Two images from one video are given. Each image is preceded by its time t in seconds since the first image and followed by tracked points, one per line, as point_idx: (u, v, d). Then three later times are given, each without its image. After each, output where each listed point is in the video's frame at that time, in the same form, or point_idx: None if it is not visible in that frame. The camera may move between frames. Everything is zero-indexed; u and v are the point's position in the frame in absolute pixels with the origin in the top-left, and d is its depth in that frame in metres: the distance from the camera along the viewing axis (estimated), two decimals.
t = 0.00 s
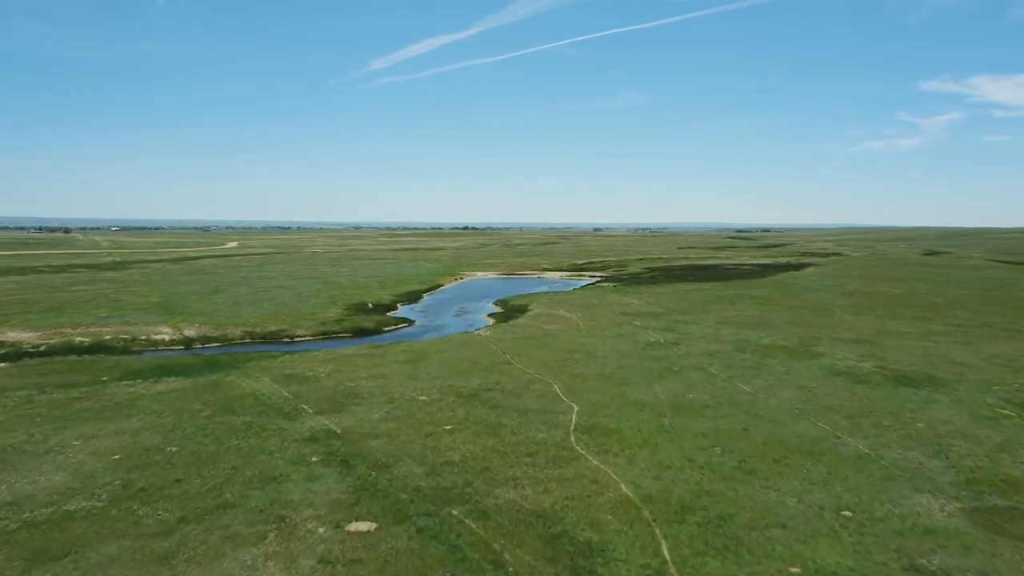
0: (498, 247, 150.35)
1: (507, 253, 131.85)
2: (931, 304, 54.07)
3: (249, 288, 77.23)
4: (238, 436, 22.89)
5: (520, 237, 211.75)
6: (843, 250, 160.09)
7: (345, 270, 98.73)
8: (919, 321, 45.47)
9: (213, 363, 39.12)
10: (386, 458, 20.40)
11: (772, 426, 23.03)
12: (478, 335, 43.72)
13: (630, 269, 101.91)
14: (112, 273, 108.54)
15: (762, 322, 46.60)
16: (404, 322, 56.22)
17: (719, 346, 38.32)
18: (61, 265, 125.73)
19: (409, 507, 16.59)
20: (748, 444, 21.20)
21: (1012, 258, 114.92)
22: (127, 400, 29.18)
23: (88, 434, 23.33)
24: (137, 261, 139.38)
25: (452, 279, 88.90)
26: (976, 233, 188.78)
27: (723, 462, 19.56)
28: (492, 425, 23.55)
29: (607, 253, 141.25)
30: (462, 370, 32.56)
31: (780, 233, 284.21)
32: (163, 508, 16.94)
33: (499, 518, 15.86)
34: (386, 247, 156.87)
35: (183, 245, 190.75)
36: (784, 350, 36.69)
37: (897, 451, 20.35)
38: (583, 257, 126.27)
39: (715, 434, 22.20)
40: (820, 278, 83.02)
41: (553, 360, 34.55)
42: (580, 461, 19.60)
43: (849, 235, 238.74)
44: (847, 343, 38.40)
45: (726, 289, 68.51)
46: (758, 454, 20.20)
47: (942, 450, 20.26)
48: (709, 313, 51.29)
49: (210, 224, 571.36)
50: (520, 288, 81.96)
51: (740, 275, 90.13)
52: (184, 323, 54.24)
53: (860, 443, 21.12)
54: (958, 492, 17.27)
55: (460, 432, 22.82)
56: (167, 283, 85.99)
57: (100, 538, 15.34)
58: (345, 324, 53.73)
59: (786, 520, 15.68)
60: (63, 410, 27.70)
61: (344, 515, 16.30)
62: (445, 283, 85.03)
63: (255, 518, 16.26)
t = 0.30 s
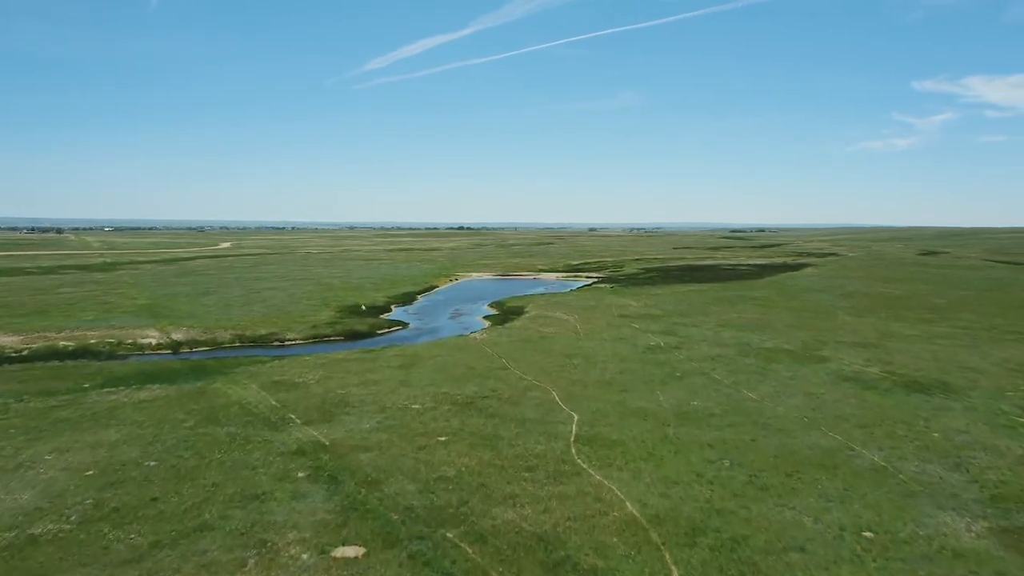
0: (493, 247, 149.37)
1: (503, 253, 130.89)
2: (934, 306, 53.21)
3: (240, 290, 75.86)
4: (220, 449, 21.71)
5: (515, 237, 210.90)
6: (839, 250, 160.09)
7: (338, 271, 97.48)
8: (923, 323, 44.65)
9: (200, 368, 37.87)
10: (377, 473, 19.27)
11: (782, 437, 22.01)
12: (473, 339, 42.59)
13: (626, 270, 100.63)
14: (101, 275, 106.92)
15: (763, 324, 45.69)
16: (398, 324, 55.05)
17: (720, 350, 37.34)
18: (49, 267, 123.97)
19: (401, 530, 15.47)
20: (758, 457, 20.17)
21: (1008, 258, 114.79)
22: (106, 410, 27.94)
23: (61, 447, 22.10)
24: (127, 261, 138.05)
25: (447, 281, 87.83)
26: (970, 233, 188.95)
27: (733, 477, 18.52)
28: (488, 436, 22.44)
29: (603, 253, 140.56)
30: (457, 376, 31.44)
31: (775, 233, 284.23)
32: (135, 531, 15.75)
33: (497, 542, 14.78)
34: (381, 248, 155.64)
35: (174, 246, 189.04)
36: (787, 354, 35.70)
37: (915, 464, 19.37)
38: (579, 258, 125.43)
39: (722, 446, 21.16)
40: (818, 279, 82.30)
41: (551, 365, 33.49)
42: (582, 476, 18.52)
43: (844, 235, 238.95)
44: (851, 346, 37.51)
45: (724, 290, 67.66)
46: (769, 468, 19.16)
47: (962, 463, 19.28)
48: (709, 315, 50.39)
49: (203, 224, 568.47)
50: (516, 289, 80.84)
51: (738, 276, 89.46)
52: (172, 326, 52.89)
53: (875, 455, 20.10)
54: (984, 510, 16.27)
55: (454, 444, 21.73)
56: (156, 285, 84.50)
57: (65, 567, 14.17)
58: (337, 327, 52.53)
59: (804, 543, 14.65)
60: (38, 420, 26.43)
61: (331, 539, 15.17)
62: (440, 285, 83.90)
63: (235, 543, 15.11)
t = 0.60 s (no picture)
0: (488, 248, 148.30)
1: (498, 254, 129.76)
2: (936, 308, 52.39)
3: (230, 292, 74.39)
4: (202, 464, 20.54)
5: (510, 237, 209.88)
6: (834, 250, 159.82)
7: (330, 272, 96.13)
8: (927, 326, 43.85)
9: (186, 374, 36.58)
10: (367, 490, 18.12)
11: (793, 448, 20.99)
12: (468, 342, 41.44)
13: (622, 271, 99.69)
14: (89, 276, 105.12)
15: (764, 327, 44.75)
16: (391, 327, 53.80)
17: (723, 354, 36.34)
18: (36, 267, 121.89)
19: (392, 557, 14.34)
20: (769, 471, 19.13)
21: (1004, 258, 114.70)
22: (84, 419, 26.65)
23: (31, 462, 20.81)
24: (116, 262, 136.06)
25: (441, 282, 86.68)
26: (964, 233, 189.15)
27: (744, 494, 17.49)
28: (485, 448, 21.34)
29: (598, 254, 139.65)
30: (452, 382, 30.29)
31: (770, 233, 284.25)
32: (104, 559, 14.55)
33: (496, 570, 13.69)
34: (375, 248, 154.18)
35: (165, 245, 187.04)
36: (792, 358, 34.69)
37: (935, 478, 18.40)
38: (574, 258, 124.56)
39: (731, 459, 20.12)
40: (817, 279, 81.61)
41: (549, 370, 32.40)
42: (585, 494, 17.45)
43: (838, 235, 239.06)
44: (856, 350, 36.61)
45: (723, 292, 66.76)
46: (783, 484, 18.14)
47: (985, 477, 18.33)
48: (709, 318, 49.45)
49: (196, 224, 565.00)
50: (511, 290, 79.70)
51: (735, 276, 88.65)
52: (159, 330, 51.48)
53: (894, 468, 19.09)
54: (1014, 530, 15.29)
55: (449, 457, 20.61)
56: (145, 287, 82.87)
57: None
58: (328, 330, 51.26)
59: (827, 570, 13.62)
60: (11, 432, 25.13)
61: (316, 567, 14.03)
62: (434, 286, 82.71)
63: (212, 572, 13.96)
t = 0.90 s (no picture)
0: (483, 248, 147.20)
1: (494, 254, 128.76)
2: (940, 309, 51.46)
3: (221, 294, 73.01)
4: (181, 480, 19.35)
5: (505, 237, 208.87)
6: (831, 250, 159.56)
7: (323, 273, 94.82)
8: (933, 328, 42.95)
9: (172, 381, 35.32)
10: (356, 509, 16.98)
11: (806, 460, 19.95)
12: (464, 346, 40.26)
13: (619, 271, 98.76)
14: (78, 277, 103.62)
15: (767, 330, 43.80)
16: (384, 330, 52.60)
17: (726, 358, 35.34)
18: (25, 269, 120.28)
19: None
20: (783, 486, 18.09)
21: (1002, 258, 114.35)
22: (59, 430, 25.39)
23: None
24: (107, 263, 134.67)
25: (436, 282, 85.55)
26: (960, 233, 189.15)
27: (759, 512, 16.43)
28: (481, 461, 20.20)
29: (595, 254, 138.72)
30: (446, 389, 29.14)
31: (766, 233, 284.09)
32: None
33: None
34: (369, 248, 152.54)
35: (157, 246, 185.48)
36: (797, 363, 33.64)
37: (959, 493, 17.40)
38: (571, 258, 123.69)
39: (742, 472, 19.06)
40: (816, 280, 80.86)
41: (547, 376, 31.27)
42: (589, 513, 16.36)
43: (833, 235, 239.11)
44: (863, 353, 35.65)
45: (722, 293, 65.75)
46: (798, 501, 17.09)
47: (1012, 492, 17.33)
48: (710, 320, 48.46)
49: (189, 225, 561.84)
50: (507, 291, 78.50)
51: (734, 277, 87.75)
52: (146, 333, 50.15)
53: (914, 483, 18.07)
54: None
55: (444, 471, 19.49)
56: (134, 289, 81.41)
57: None
58: (320, 333, 50.05)
59: None
60: None
61: None
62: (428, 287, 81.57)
63: None
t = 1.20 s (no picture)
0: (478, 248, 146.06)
1: (489, 254, 127.71)
2: (943, 310, 50.69)
3: (211, 295, 71.61)
4: (158, 497, 18.14)
5: (500, 237, 207.81)
6: (827, 250, 159.07)
7: (316, 274, 93.51)
8: (938, 329, 42.10)
9: (156, 387, 34.00)
10: (345, 530, 15.84)
11: (822, 474, 18.92)
12: (459, 350, 39.09)
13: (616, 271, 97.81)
14: (67, 278, 101.93)
15: (769, 332, 42.85)
16: (378, 332, 51.43)
17: (729, 362, 34.34)
18: (12, 270, 118.29)
19: None
20: (799, 502, 17.04)
21: (999, 258, 114.00)
22: (34, 441, 24.11)
23: None
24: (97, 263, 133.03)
25: (431, 283, 84.39)
26: (955, 233, 189.13)
27: (776, 532, 15.38)
28: (478, 475, 19.05)
29: (591, 254, 137.78)
30: (442, 396, 27.98)
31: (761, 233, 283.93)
32: None
33: None
34: (362, 249, 151.02)
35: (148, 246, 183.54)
36: (803, 367, 32.62)
37: (987, 509, 16.41)
38: (567, 259, 122.72)
39: (754, 487, 18.01)
40: (815, 280, 80.15)
41: (546, 382, 30.19)
42: (595, 534, 15.28)
43: (829, 235, 239.06)
44: (870, 356, 34.71)
45: (721, 294, 64.86)
46: (817, 519, 16.04)
47: None
48: (710, 322, 47.50)
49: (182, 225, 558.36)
50: (503, 292, 77.35)
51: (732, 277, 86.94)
52: (132, 336, 48.79)
53: (938, 498, 17.07)
54: None
55: (439, 486, 18.38)
56: (123, 290, 79.89)
57: None
58: (312, 336, 48.80)
59: None
60: None
61: None
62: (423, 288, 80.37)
63: None
